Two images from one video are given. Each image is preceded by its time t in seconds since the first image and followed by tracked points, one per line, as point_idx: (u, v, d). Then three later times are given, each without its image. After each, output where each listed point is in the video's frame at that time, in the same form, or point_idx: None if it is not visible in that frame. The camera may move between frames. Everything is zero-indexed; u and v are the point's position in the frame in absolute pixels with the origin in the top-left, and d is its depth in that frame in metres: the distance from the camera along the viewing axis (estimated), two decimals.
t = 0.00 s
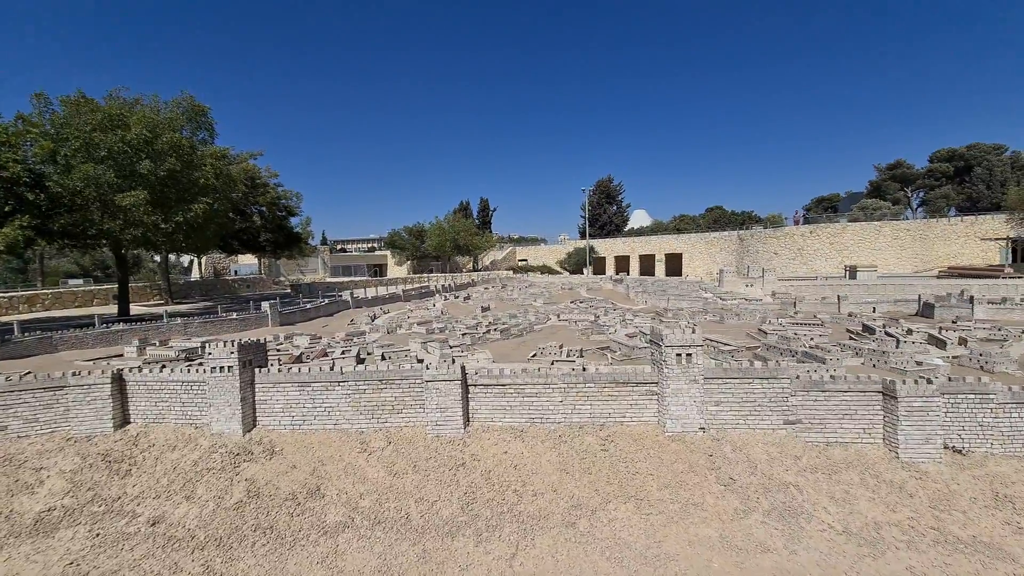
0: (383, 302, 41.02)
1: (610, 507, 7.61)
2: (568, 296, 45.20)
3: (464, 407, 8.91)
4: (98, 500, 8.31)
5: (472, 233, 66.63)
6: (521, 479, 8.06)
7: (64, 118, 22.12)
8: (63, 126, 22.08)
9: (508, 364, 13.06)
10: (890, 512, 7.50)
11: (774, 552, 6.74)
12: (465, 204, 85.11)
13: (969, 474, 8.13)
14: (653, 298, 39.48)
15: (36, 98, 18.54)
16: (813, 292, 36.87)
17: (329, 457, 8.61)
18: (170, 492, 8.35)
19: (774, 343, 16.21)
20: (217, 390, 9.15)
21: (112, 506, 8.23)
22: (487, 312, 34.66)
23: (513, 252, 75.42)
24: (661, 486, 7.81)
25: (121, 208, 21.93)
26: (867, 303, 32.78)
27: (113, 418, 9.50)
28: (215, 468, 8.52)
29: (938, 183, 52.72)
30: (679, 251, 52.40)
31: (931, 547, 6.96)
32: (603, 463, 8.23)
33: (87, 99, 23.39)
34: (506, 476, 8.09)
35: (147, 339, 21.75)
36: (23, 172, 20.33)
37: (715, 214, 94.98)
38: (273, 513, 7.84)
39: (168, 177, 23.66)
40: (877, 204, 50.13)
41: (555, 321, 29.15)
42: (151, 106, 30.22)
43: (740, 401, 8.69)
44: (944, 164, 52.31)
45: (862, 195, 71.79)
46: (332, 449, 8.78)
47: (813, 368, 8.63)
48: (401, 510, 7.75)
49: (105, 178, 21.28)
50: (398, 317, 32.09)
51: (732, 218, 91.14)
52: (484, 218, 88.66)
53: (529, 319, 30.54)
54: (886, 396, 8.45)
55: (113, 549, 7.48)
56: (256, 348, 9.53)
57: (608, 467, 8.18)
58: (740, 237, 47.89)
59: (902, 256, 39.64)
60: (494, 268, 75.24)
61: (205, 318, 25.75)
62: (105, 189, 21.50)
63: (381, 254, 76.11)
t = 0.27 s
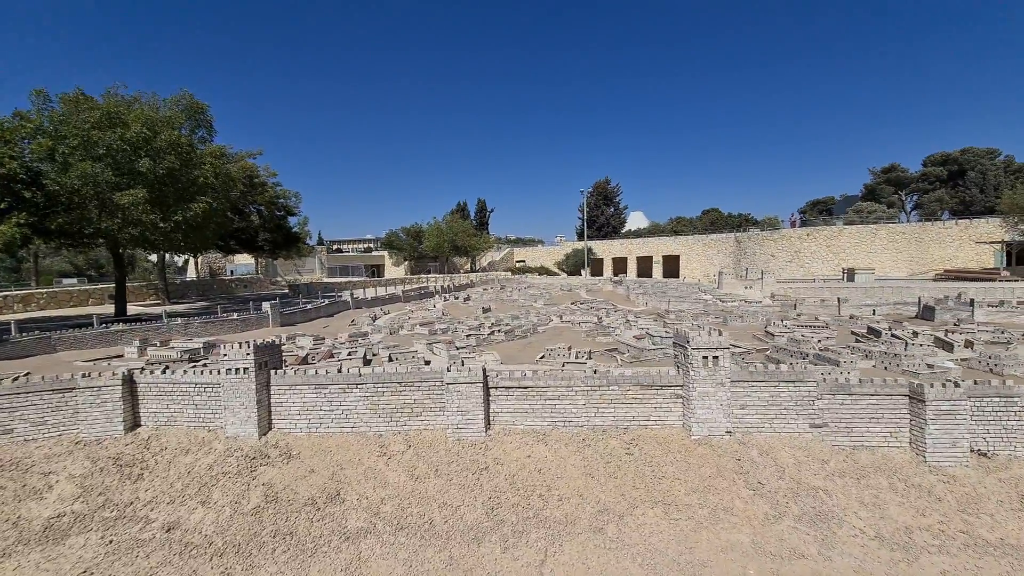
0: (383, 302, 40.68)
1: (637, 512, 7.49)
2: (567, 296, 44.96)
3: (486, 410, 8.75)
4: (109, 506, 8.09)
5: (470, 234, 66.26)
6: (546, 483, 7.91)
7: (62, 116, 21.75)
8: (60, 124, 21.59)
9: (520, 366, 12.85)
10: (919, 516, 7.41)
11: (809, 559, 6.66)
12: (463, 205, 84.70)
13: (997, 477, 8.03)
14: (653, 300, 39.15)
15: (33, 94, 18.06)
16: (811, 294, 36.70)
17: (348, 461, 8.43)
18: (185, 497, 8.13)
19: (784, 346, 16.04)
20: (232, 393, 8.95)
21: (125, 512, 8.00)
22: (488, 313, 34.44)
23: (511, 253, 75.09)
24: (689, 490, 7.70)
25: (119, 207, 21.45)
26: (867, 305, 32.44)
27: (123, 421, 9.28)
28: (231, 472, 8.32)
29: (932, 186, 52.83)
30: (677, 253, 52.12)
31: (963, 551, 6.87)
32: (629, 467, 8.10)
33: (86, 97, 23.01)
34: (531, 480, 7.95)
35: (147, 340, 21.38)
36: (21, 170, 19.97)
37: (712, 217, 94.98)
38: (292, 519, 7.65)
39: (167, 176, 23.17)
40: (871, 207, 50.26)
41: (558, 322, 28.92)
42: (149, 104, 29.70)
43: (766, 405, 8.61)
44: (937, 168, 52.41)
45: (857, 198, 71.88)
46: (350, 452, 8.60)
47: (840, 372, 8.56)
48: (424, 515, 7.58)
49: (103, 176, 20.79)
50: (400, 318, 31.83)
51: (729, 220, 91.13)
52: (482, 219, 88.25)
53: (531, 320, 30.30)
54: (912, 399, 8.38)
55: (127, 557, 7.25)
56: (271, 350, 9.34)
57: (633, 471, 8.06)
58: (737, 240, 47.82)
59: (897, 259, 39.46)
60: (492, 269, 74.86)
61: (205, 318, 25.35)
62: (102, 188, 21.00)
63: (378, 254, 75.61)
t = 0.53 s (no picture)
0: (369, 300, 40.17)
1: (651, 505, 7.62)
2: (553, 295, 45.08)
3: (498, 406, 8.88)
4: (109, 508, 7.76)
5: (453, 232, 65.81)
6: (561, 478, 8.00)
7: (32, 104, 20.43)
8: (29, 112, 20.11)
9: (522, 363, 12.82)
10: (917, 504, 7.74)
11: (818, 546, 6.88)
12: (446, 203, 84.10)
13: (987, 466, 8.42)
14: (639, 298, 39.02)
15: None
16: (788, 294, 37.10)
17: (360, 458, 8.38)
18: (191, 497, 7.90)
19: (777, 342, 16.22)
20: (238, 390, 8.77)
21: (126, 515, 7.70)
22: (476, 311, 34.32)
23: (495, 252, 74.88)
24: (700, 483, 7.88)
25: (93, 200, 20.00)
26: (842, 305, 32.86)
27: (121, 420, 8.97)
28: (239, 472, 8.14)
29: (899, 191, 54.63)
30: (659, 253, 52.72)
31: (960, 536, 7.19)
32: (641, 461, 8.25)
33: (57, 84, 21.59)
34: (546, 475, 8.03)
35: (127, 337, 20.55)
36: None
37: (692, 217, 96.46)
38: (305, 517, 7.53)
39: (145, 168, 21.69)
40: (843, 211, 51.78)
41: (546, 320, 28.99)
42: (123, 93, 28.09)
43: (771, 399, 8.88)
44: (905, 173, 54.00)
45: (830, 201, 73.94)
46: (362, 449, 8.54)
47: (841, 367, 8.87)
48: (440, 511, 7.57)
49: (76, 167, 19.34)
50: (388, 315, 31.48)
51: (709, 221, 92.52)
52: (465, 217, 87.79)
53: (520, 318, 30.28)
54: (908, 393, 8.72)
55: (133, 560, 6.97)
56: (278, 346, 9.22)
57: (646, 464, 8.22)
58: (717, 240, 48.53)
59: (869, 261, 40.46)
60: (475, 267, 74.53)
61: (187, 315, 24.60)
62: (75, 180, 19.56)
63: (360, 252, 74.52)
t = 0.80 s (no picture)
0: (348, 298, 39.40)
1: (657, 498, 7.79)
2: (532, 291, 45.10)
3: (504, 406, 8.93)
4: (103, 524, 7.39)
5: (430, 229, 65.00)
6: (569, 475, 8.12)
7: None
8: None
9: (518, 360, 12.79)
10: (903, 487, 8.16)
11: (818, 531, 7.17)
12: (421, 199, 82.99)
13: (964, 450, 8.93)
14: (619, 293, 38.78)
15: None
16: (758, 285, 37.25)
17: (366, 463, 8.31)
18: (191, 509, 7.63)
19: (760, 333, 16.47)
20: (236, 398, 8.53)
21: (122, 530, 7.35)
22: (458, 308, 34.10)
23: (472, 248, 74.39)
24: (703, 474, 8.12)
25: (51, 199, 18.02)
26: (812, 297, 33.48)
27: (109, 432, 8.59)
28: (241, 482, 7.94)
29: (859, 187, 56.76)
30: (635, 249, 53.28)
31: (944, 516, 7.63)
32: (645, 455, 8.47)
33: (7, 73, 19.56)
34: (554, 472, 8.15)
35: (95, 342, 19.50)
36: None
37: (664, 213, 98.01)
38: (313, 525, 7.40)
39: (108, 163, 19.74)
40: (808, 206, 53.57)
41: (529, 316, 29.01)
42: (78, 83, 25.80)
43: (766, 391, 9.19)
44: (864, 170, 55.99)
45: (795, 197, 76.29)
46: (367, 454, 8.46)
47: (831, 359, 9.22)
48: (451, 513, 7.57)
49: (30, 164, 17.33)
50: (369, 314, 30.99)
51: (681, 216, 94.07)
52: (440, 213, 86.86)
53: (502, 314, 30.19)
54: (891, 382, 9.13)
55: None
56: (276, 351, 8.99)
57: (650, 459, 8.42)
58: (690, 235, 49.24)
59: (832, 256, 41.83)
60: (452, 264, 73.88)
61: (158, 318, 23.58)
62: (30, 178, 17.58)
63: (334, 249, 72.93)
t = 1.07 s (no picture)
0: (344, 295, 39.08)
1: (670, 494, 7.82)
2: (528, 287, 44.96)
3: (515, 403, 8.94)
4: (112, 523, 7.27)
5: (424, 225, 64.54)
6: (582, 471, 8.15)
7: None
8: None
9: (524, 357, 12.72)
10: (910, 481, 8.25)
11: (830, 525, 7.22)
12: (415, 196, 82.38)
13: (967, 445, 9.05)
14: (615, 291, 38.28)
15: None
16: (753, 284, 37.08)
17: (378, 460, 8.29)
18: (202, 508, 7.55)
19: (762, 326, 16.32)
20: (245, 395, 8.45)
21: (131, 529, 7.23)
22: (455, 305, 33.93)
23: (466, 245, 74.02)
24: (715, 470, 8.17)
25: (42, 194, 17.61)
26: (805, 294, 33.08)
27: (115, 430, 8.46)
28: (252, 480, 7.88)
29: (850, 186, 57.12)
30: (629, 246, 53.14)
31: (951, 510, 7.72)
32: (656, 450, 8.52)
33: None
34: (567, 469, 8.18)
35: (89, 339, 19.15)
36: None
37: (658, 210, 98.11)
38: (326, 523, 7.35)
39: (100, 157, 19.32)
40: (799, 204, 53.81)
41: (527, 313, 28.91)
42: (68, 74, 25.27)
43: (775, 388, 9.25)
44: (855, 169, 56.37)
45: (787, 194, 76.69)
46: (379, 452, 8.45)
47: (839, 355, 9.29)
48: (465, 510, 7.56)
49: (21, 157, 16.93)
50: (366, 310, 30.77)
51: (675, 214, 94.08)
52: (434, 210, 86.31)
53: (500, 311, 30.07)
54: (898, 378, 9.20)
55: None
56: (285, 348, 8.90)
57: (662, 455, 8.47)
58: (684, 233, 48.99)
59: (824, 254, 42.00)
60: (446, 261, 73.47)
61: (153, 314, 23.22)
62: (20, 171, 17.15)
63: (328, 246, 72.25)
